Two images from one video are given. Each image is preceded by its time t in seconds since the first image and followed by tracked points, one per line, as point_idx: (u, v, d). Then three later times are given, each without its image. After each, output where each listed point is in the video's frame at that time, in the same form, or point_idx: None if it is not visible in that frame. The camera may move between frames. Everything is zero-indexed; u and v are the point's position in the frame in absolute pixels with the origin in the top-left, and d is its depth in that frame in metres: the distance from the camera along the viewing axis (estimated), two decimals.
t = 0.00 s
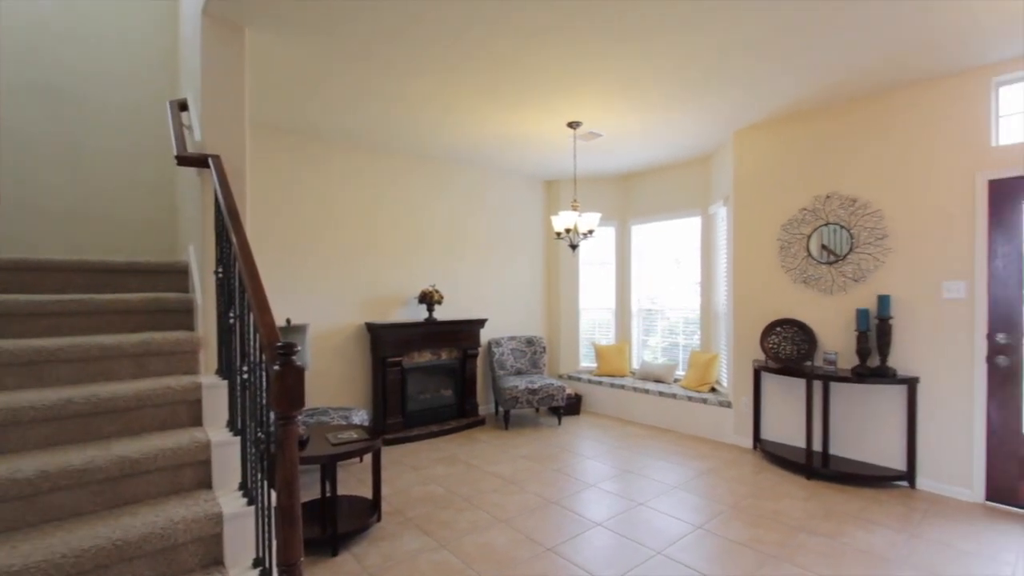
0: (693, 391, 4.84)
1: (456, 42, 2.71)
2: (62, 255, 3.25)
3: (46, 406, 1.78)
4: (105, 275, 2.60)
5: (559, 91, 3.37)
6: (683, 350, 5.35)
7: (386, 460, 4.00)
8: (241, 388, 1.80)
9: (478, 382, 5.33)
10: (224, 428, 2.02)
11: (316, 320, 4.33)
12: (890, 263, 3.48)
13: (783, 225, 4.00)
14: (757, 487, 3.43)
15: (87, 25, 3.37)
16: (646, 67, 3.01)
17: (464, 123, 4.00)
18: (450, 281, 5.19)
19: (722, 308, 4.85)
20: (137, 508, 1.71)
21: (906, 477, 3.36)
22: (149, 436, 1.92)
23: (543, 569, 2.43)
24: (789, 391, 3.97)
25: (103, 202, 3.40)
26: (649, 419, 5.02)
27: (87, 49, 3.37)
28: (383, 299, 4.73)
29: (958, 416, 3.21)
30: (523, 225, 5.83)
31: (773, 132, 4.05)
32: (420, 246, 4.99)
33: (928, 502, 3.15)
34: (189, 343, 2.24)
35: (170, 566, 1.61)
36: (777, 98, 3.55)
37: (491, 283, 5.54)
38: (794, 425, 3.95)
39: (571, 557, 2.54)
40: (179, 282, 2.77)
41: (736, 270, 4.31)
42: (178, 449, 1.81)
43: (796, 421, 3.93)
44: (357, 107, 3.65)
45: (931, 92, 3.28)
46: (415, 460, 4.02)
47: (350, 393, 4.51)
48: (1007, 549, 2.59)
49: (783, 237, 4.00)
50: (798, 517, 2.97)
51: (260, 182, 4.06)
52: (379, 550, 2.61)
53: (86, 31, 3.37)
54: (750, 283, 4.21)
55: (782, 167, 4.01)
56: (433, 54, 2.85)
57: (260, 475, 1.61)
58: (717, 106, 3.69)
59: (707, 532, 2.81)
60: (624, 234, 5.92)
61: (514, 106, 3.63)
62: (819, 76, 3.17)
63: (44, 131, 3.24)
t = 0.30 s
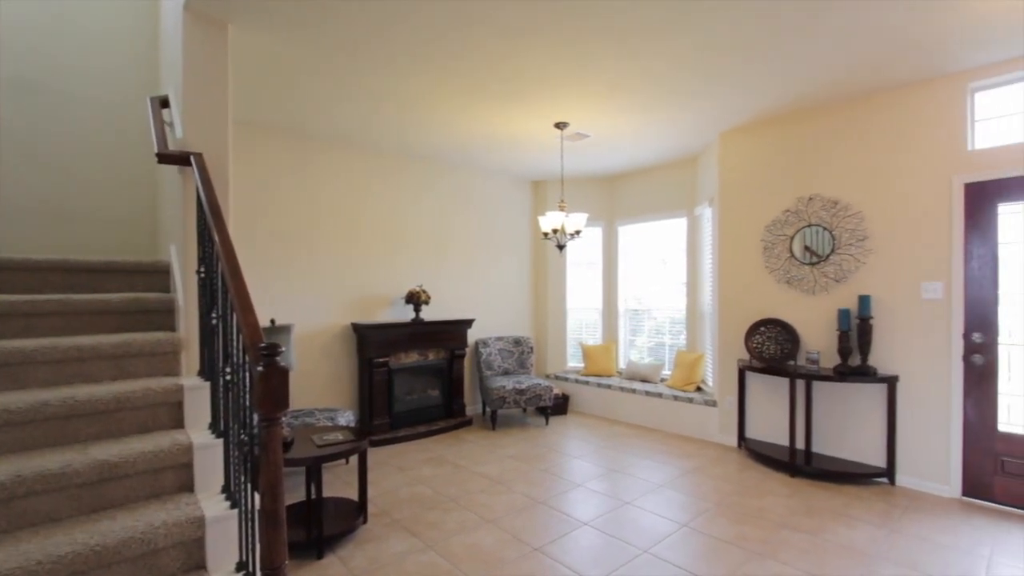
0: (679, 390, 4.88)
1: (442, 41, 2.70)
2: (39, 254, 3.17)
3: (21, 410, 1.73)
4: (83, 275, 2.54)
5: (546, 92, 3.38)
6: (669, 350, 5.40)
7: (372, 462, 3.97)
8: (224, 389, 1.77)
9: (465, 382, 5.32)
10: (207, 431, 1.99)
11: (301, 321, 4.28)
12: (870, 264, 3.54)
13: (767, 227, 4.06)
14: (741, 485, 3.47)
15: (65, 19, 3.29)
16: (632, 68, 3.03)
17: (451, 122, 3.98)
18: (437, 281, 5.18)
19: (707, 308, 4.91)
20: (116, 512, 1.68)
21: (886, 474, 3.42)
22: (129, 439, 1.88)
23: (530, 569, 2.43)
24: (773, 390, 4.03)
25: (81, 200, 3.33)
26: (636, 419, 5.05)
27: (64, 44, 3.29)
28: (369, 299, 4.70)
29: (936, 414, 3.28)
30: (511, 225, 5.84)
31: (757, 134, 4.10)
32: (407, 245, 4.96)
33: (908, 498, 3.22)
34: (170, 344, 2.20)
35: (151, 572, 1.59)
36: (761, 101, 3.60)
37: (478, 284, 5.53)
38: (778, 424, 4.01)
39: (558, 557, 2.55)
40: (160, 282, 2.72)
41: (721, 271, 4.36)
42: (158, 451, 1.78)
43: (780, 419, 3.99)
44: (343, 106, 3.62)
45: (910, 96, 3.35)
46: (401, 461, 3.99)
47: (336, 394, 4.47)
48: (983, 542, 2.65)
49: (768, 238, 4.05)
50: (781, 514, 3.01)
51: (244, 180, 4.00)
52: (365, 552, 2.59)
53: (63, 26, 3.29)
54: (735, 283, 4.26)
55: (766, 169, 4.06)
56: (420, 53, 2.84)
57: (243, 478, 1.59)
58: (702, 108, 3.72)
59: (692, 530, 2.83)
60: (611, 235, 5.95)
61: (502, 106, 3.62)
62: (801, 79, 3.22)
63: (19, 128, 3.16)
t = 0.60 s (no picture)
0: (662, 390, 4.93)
1: (427, 40, 2.68)
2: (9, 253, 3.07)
3: None
4: (55, 275, 2.47)
5: (531, 93, 3.38)
6: (653, 350, 5.44)
7: (355, 464, 3.93)
8: (203, 391, 1.73)
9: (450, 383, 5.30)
10: (185, 434, 1.95)
11: (283, 321, 4.22)
12: (848, 265, 3.62)
13: (748, 228, 4.12)
14: (723, 483, 3.51)
15: (37, 12, 3.20)
16: (616, 70, 3.05)
17: (437, 122, 3.96)
18: (422, 281, 5.15)
19: (690, 308, 4.96)
20: (90, 518, 1.63)
21: (863, 470, 3.50)
22: (103, 443, 1.83)
23: (514, 569, 2.43)
24: (755, 389, 4.09)
25: (54, 197, 3.23)
26: (620, 418, 5.09)
27: (36, 36, 3.20)
28: (353, 299, 4.65)
29: (911, 411, 3.36)
30: (496, 225, 5.83)
31: (740, 136, 4.16)
32: (391, 245, 4.92)
33: (884, 494, 3.29)
34: (147, 345, 2.15)
35: None
36: (743, 104, 3.65)
37: (463, 284, 5.51)
38: (759, 422, 4.07)
39: (543, 557, 2.55)
40: (136, 281, 2.66)
41: (703, 271, 4.42)
42: (134, 455, 1.74)
43: (761, 418, 4.05)
44: (327, 104, 3.58)
45: (887, 102, 3.43)
46: (385, 463, 3.96)
47: (318, 396, 4.41)
48: (955, 536, 2.73)
49: (749, 239, 4.11)
50: (763, 511, 3.06)
51: (224, 179, 3.93)
52: (349, 555, 2.56)
53: (35, 18, 3.20)
54: (717, 283, 4.31)
55: (748, 170, 4.12)
56: (404, 52, 2.82)
57: (222, 481, 1.56)
58: (685, 110, 3.76)
59: (675, 528, 2.86)
60: (596, 235, 5.98)
61: (486, 106, 3.61)
62: (782, 83, 3.28)
63: None
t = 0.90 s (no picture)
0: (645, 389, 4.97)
1: (410, 39, 2.67)
2: None
3: None
4: (24, 274, 2.40)
5: (514, 93, 3.38)
6: (636, 349, 5.49)
7: (337, 466, 3.88)
8: (179, 394, 1.69)
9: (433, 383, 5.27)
10: (160, 437, 1.91)
11: (263, 322, 4.15)
12: (824, 266, 3.70)
13: (728, 229, 4.18)
14: (704, 481, 3.56)
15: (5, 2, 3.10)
16: (599, 72, 3.07)
17: (420, 121, 3.94)
18: (405, 281, 5.11)
19: (672, 308, 5.02)
20: (60, 525, 1.58)
21: (839, 467, 3.58)
22: (75, 447, 1.78)
23: (498, 570, 2.43)
24: (735, 388, 4.15)
25: (22, 194, 3.14)
26: (603, 418, 5.12)
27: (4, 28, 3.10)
28: (335, 300, 4.60)
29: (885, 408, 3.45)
30: (479, 225, 5.82)
31: (720, 139, 4.22)
32: (373, 245, 4.88)
33: (859, 490, 3.37)
34: (121, 347, 2.10)
35: None
36: (724, 107, 3.71)
37: (447, 284, 5.49)
38: (739, 420, 4.13)
39: (527, 557, 2.55)
40: (108, 281, 2.58)
41: (685, 271, 4.47)
42: (107, 460, 1.69)
43: (741, 416, 4.12)
44: (308, 102, 3.53)
45: (862, 107, 3.52)
46: (368, 464, 3.92)
47: (299, 397, 4.35)
48: (926, 529, 2.81)
49: (730, 240, 4.17)
50: (743, 508, 3.11)
51: (202, 176, 3.84)
52: (330, 558, 2.53)
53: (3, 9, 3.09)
54: (698, 284, 4.37)
55: (729, 172, 4.18)
56: (387, 51, 2.79)
57: (199, 484, 1.53)
58: (667, 113, 3.80)
59: (658, 525, 2.89)
60: (579, 236, 6.01)
61: (469, 105, 3.60)
62: (761, 87, 3.34)
63: None
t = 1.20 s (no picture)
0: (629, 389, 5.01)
1: (394, 38, 2.65)
2: None
3: None
4: None
5: (499, 93, 3.38)
6: (620, 349, 5.53)
7: (320, 468, 3.84)
8: (156, 396, 1.66)
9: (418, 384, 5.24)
10: (137, 441, 1.87)
11: (244, 323, 4.08)
12: (804, 267, 3.77)
13: (711, 230, 4.24)
14: (687, 479, 3.60)
15: None
16: (584, 73, 3.08)
17: (405, 121, 3.92)
18: (389, 281, 5.08)
19: (656, 308, 5.07)
20: (31, 532, 1.53)
21: (819, 464, 3.64)
22: (46, 451, 1.73)
23: (483, 570, 2.42)
24: (717, 387, 4.21)
25: None
26: (588, 418, 5.14)
27: None
28: (318, 300, 4.55)
29: (862, 406, 3.52)
30: (464, 225, 5.81)
31: (703, 141, 4.28)
32: (357, 245, 4.83)
33: (838, 486, 3.44)
34: (95, 348, 2.04)
35: None
36: (706, 110, 3.76)
37: (432, 284, 5.47)
38: (721, 419, 4.19)
39: (512, 557, 2.55)
40: (82, 280, 2.51)
41: (668, 272, 4.51)
42: (81, 464, 1.65)
43: (723, 415, 4.17)
44: (290, 100, 3.48)
45: (840, 111, 3.59)
46: (351, 466, 3.88)
47: (281, 399, 4.29)
48: (901, 524, 2.88)
49: (712, 241, 4.23)
50: (725, 506, 3.15)
51: (181, 173, 3.77)
52: (312, 562, 2.50)
53: None
54: (681, 284, 4.42)
55: (711, 174, 4.23)
56: (370, 49, 2.77)
57: (177, 488, 1.49)
58: (651, 115, 3.84)
59: (641, 524, 2.92)
60: (564, 236, 6.03)
61: (454, 105, 3.59)
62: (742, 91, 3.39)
63: None
